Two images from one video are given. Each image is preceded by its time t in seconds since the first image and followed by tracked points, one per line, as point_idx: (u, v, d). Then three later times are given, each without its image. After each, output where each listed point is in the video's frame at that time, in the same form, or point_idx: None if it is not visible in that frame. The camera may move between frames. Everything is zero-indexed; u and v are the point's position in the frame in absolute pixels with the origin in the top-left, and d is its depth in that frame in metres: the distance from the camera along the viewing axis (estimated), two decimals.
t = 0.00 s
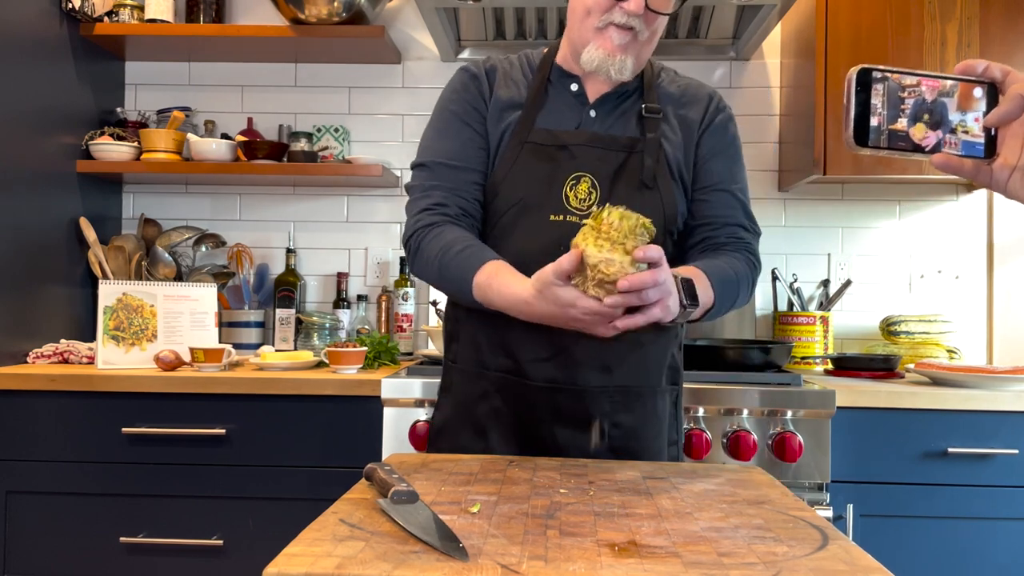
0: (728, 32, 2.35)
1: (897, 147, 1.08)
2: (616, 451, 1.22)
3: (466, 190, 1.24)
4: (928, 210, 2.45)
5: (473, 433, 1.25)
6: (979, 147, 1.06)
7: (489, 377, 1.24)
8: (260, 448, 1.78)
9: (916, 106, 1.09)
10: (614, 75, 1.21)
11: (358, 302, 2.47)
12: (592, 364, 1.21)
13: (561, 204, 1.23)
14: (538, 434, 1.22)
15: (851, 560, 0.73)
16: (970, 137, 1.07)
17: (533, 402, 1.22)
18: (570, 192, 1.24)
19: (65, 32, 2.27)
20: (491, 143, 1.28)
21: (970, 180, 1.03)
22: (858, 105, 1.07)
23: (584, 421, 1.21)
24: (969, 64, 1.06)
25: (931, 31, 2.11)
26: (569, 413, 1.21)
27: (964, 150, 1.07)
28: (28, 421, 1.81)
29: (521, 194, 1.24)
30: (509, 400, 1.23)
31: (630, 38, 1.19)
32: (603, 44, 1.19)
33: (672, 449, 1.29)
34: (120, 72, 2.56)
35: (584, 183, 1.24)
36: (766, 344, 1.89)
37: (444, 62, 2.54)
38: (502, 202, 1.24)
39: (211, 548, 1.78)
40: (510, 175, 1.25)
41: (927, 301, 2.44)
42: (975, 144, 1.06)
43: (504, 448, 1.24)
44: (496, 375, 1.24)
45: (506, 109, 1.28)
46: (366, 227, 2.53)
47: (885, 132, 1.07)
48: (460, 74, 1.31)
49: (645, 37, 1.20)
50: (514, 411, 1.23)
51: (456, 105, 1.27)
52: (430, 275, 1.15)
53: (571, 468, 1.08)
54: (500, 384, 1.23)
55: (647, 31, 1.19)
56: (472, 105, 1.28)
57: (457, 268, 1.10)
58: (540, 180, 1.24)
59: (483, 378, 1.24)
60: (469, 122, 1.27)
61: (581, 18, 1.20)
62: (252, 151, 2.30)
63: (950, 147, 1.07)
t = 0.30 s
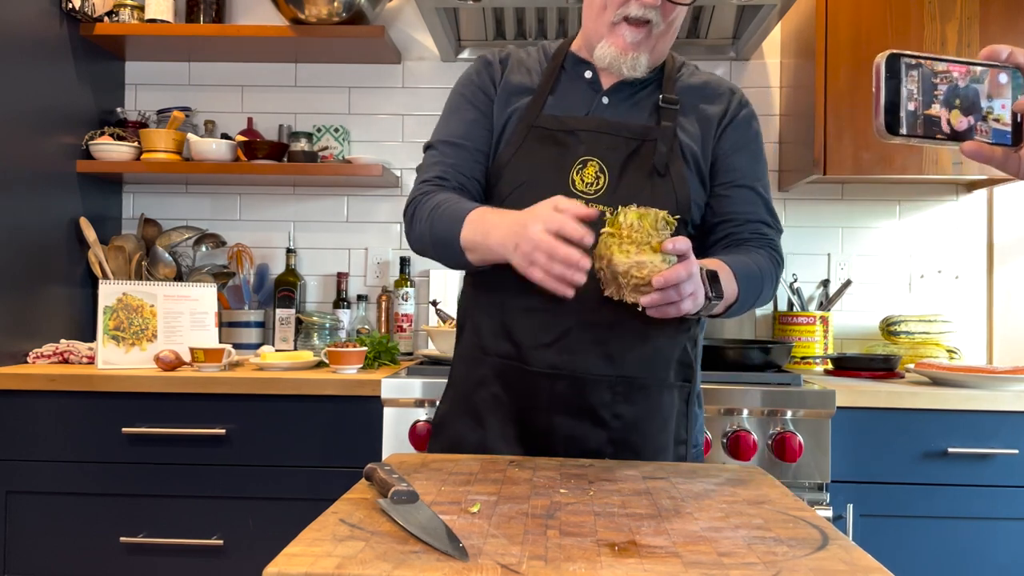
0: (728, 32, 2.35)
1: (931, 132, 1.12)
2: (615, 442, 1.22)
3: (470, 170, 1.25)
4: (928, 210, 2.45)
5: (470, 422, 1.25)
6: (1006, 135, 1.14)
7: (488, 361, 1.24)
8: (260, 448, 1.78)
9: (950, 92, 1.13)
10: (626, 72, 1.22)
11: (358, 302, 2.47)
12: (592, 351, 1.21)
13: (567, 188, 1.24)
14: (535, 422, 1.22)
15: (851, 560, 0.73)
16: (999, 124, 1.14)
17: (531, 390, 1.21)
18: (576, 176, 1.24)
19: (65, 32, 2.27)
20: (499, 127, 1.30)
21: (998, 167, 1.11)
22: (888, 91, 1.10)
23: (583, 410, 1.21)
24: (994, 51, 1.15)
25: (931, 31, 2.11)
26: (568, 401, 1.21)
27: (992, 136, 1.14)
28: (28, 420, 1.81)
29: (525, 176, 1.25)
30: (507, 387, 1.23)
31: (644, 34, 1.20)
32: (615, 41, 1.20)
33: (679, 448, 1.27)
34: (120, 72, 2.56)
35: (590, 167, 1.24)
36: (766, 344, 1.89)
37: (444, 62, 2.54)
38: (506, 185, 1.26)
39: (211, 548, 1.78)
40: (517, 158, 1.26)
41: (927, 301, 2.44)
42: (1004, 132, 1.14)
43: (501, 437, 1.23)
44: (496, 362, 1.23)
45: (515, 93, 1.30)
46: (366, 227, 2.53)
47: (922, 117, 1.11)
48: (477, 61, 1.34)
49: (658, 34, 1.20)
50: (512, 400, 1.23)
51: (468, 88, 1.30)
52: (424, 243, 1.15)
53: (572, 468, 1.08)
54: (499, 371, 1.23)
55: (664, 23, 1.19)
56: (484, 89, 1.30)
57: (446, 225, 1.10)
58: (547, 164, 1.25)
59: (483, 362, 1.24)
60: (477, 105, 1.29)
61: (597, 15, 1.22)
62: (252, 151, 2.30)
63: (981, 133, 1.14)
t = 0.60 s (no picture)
0: (728, 32, 2.35)
1: (951, 134, 1.10)
2: (619, 439, 1.22)
3: (482, 164, 1.26)
4: (928, 210, 2.45)
5: (473, 417, 1.25)
6: None
7: (493, 358, 1.24)
8: (260, 448, 1.78)
9: (969, 93, 1.12)
10: (643, 55, 1.23)
11: (358, 302, 2.47)
12: (596, 348, 1.21)
13: (577, 181, 1.23)
14: (538, 418, 1.22)
15: (851, 560, 0.73)
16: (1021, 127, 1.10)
17: (533, 386, 1.21)
18: (587, 170, 1.23)
19: (65, 32, 2.27)
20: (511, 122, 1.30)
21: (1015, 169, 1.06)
22: (906, 95, 1.10)
23: (586, 407, 1.20)
24: (1011, 54, 1.13)
25: (931, 30, 2.11)
26: (571, 398, 1.20)
27: (1011, 139, 1.10)
28: (28, 420, 1.81)
29: (535, 170, 1.24)
30: (508, 384, 1.23)
31: (660, 18, 1.20)
32: (632, 25, 1.20)
33: (692, 449, 1.25)
34: (120, 72, 2.56)
35: (601, 161, 1.23)
36: (765, 344, 1.89)
37: (444, 62, 2.54)
38: (516, 179, 1.26)
39: (211, 548, 1.78)
40: (528, 152, 1.25)
41: (927, 301, 2.44)
42: None
43: (503, 433, 1.23)
44: (498, 358, 1.23)
45: (527, 86, 1.31)
46: (366, 226, 2.53)
47: (940, 119, 1.10)
48: (489, 56, 1.36)
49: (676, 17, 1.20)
50: (513, 396, 1.23)
51: (479, 84, 1.31)
52: (443, 242, 1.16)
53: (572, 468, 1.08)
54: (501, 367, 1.23)
55: (678, 11, 1.20)
56: (495, 84, 1.31)
57: (467, 225, 1.11)
58: (558, 157, 1.24)
59: (488, 359, 1.25)
60: (489, 99, 1.30)
61: None
62: (252, 151, 2.30)
63: (1002, 136, 1.10)
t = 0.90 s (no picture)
0: (728, 32, 2.35)
1: (955, 141, 1.10)
2: (632, 440, 1.22)
3: (487, 161, 1.27)
4: (928, 211, 2.45)
5: (481, 420, 1.25)
6: None
7: (500, 361, 1.23)
8: (260, 448, 1.78)
9: (971, 101, 1.11)
10: (645, 41, 1.23)
11: (358, 302, 2.47)
12: (607, 351, 1.20)
13: (585, 179, 1.23)
14: (549, 420, 1.23)
15: (851, 560, 0.73)
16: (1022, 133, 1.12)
17: (543, 389, 1.21)
18: (596, 168, 1.23)
19: (65, 32, 2.27)
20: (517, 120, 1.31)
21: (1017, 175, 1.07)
22: (910, 102, 1.10)
23: (597, 410, 1.20)
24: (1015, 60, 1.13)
25: (931, 30, 2.11)
26: (582, 401, 1.20)
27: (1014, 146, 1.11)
28: (28, 421, 1.81)
29: (542, 169, 1.24)
30: (517, 387, 1.22)
31: (665, 7, 1.20)
32: (637, 10, 1.21)
33: (711, 449, 1.26)
34: (120, 72, 2.56)
35: (610, 158, 1.23)
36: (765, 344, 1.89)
37: (444, 62, 2.54)
38: (523, 177, 1.26)
39: (211, 548, 1.78)
40: (536, 149, 1.26)
41: (927, 301, 2.44)
42: None
43: (514, 435, 1.24)
44: (506, 360, 1.22)
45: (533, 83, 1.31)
46: (366, 226, 2.53)
47: (943, 125, 1.10)
48: (496, 54, 1.36)
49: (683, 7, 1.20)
50: (523, 398, 1.22)
51: (485, 82, 1.32)
52: (447, 244, 1.16)
53: (573, 469, 1.08)
54: (509, 370, 1.22)
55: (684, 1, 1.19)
56: (501, 82, 1.32)
57: (470, 227, 1.11)
58: (567, 154, 1.24)
59: (496, 361, 1.24)
60: (495, 98, 1.30)
61: None
62: (252, 151, 2.30)
63: (1004, 142, 1.12)
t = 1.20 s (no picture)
0: (728, 33, 2.34)
1: (956, 138, 1.10)
2: (633, 439, 1.22)
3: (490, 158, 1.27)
4: (928, 211, 2.45)
5: (482, 414, 1.24)
6: None
7: (503, 355, 1.22)
8: (260, 448, 1.78)
9: (971, 98, 1.11)
10: (659, 42, 1.23)
11: (358, 302, 2.47)
12: (610, 348, 1.20)
13: (591, 175, 1.22)
14: (550, 416, 1.23)
15: (851, 560, 0.73)
16: None
17: (546, 384, 1.21)
18: (602, 165, 1.23)
19: (65, 32, 2.27)
20: (524, 117, 1.31)
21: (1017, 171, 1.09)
22: (910, 102, 1.10)
23: (600, 407, 1.20)
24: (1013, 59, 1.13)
25: (931, 30, 2.11)
26: (584, 397, 1.20)
27: (1015, 142, 1.11)
28: (29, 420, 1.81)
29: (548, 165, 1.24)
30: (520, 381, 1.21)
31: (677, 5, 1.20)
32: (649, 11, 1.21)
33: (710, 449, 1.27)
34: (120, 72, 2.56)
35: (617, 155, 1.23)
36: (765, 344, 1.89)
37: (444, 62, 2.54)
38: (528, 172, 1.26)
39: (211, 548, 1.78)
40: (542, 144, 1.26)
41: (927, 301, 2.44)
42: None
43: (514, 431, 1.23)
44: (509, 355, 1.22)
45: (542, 79, 1.31)
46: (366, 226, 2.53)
47: (944, 122, 1.10)
48: (505, 52, 1.37)
49: (695, 7, 1.21)
50: (525, 393, 1.22)
51: (492, 79, 1.33)
52: (444, 237, 1.17)
53: (573, 469, 1.08)
54: (512, 365, 1.21)
55: None
56: (509, 79, 1.32)
57: (463, 218, 1.11)
58: (573, 151, 1.24)
59: (498, 355, 1.23)
60: (501, 94, 1.31)
61: None
62: (252, 151, 2.30)
63: (1005, 140, 1.12)
